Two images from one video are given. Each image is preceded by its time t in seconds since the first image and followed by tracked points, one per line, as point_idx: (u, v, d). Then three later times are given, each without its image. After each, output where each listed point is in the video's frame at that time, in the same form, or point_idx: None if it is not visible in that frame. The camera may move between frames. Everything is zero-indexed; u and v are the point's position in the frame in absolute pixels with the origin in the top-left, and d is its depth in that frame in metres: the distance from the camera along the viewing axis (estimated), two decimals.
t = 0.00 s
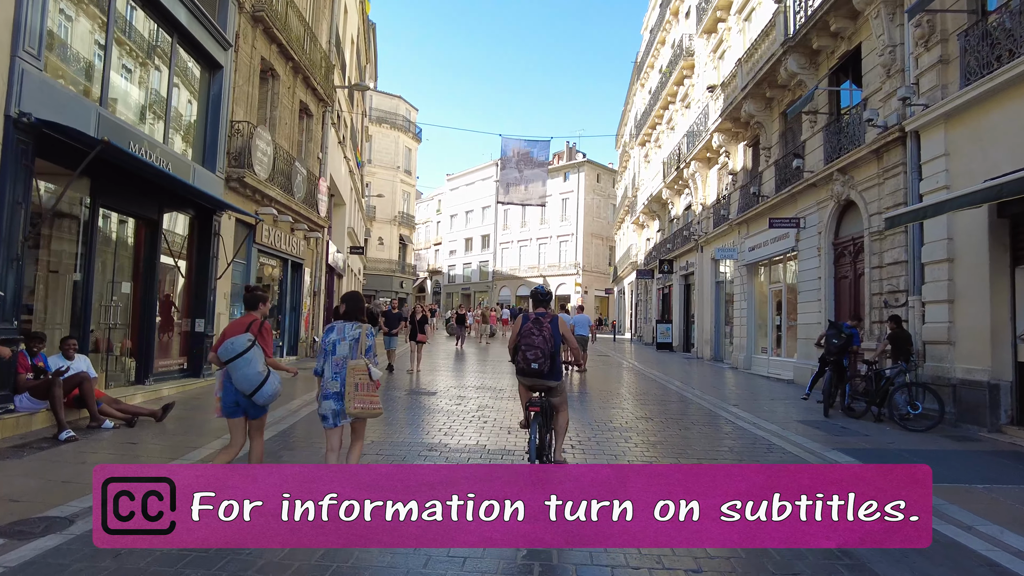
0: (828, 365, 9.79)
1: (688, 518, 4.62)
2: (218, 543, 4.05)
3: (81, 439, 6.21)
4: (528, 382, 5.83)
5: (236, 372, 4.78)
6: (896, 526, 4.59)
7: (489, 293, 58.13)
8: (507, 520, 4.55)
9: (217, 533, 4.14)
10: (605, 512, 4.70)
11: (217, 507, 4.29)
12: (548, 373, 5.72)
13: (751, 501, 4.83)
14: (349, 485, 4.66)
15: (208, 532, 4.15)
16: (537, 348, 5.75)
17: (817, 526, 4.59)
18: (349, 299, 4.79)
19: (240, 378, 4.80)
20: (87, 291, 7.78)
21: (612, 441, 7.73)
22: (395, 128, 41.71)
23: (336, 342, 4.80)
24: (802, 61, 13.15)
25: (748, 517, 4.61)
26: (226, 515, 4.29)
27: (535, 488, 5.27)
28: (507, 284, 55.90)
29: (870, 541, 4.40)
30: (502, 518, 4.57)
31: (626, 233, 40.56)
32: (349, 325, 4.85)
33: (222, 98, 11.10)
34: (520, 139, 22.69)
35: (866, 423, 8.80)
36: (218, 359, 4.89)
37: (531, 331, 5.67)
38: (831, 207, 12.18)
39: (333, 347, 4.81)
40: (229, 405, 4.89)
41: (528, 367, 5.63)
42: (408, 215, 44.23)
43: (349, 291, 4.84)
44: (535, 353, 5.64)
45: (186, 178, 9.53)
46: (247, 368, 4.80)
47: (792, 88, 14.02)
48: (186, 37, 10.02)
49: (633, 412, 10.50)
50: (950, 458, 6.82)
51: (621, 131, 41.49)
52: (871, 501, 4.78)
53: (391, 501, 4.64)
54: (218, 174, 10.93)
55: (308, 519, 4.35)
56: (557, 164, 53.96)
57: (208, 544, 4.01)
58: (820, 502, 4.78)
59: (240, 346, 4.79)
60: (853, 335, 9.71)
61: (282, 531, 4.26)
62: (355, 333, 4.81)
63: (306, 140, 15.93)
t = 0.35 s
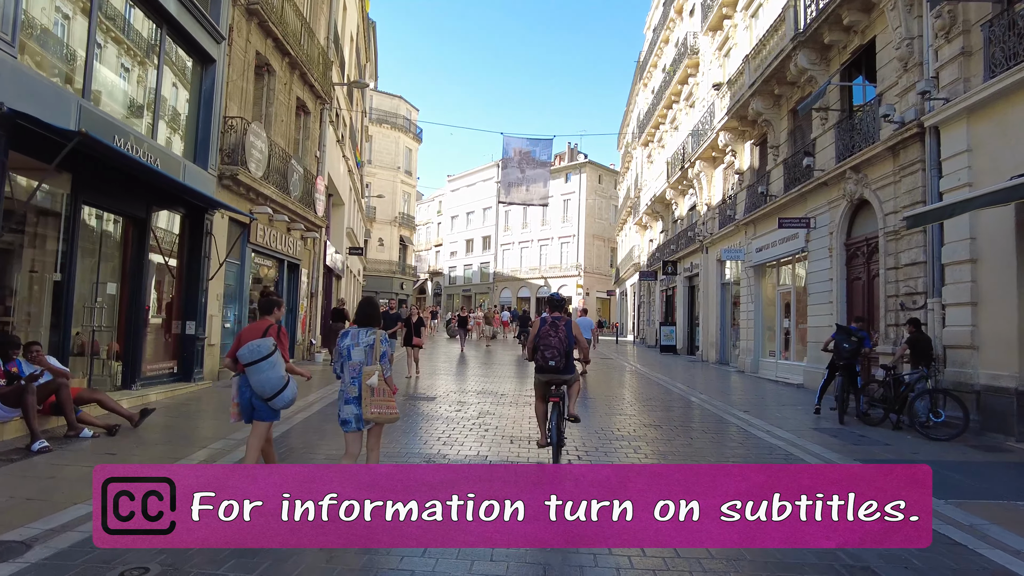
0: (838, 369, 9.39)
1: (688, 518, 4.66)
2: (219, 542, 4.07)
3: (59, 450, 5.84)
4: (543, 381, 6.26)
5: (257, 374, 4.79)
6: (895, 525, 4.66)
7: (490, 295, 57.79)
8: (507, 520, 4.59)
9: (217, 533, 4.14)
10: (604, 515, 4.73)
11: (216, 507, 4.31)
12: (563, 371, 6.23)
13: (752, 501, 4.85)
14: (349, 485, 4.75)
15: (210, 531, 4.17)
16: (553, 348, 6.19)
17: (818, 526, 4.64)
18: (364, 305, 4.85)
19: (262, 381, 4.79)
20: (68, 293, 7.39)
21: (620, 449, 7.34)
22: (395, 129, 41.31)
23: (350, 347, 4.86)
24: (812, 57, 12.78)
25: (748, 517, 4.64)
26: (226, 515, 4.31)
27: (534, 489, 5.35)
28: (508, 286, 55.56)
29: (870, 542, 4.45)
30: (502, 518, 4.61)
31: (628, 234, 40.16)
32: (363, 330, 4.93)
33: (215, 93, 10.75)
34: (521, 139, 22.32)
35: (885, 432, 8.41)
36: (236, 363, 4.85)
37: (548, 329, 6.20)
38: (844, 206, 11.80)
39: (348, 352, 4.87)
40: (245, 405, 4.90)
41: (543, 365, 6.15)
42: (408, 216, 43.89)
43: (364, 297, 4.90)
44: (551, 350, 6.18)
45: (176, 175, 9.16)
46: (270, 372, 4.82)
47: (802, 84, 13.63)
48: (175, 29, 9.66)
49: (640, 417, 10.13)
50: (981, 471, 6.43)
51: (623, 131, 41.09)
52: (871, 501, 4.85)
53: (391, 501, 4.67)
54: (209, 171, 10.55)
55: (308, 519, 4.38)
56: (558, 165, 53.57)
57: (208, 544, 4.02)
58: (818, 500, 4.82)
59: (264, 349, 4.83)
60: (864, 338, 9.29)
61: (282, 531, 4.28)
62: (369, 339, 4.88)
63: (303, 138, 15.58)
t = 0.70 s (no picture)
0: (845, 374, 9.03)
1: (687, 519, 4.51)
2: (219, 543, 4.08)
3: (27, 462, 5.45)
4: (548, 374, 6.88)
5: (262, 372, 4.66)
6: (896, 525, 4.50)
7: (489, 297, 57.33)
8: (507, 519, 4.55)
9: (218, 534, 4.14)
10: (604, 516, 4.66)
11: (216, 506, 4.23)
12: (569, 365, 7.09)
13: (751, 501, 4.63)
14: (349, 485, 4.64)
15: (212, 534, 4.13)
16: (560, 345, 7.04)
17: (818, 526, 4.48)
18: (370, 308, 4.58)
19: (269, 378, 4.65)
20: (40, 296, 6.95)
21: (627, 458, 6.91)
22: (393, 129, 40.89)
23: (360, 351, 4.61)
24: (822, 50, 12.37)
25: (748, 518, 4.47)
26: (226, 516, 4.25)
27: (534, 488, 5.29)
28: (508, 288, 55.13)
29: (870, 542, 4.33)
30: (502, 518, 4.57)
31: (628, 237, 39.70)
32: (374, 334, 4.67)
33: (202, 86, 10.35)
34: (521, 138, 21.87)
35: (905, 441, 7.97)
36: (243, 363, 4.74)
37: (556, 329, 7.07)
38: (856, 203, 11.36)
39: (358, 357, 4.61)
40: (256, 405, 4.76)
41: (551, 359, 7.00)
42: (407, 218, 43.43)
43: (370, 300, 4.63)
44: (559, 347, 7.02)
45: (160, 172, 8.75)
46: (275, 368, 4.66)
47: (811, 78, 13.21)
48: (159, 18, 9.24)
49: (646, 422, 9.70)
50: (1016, 484, 5.98)
51: (624, 132, 40.66)
52: (871, 501, 4.62)
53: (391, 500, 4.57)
54: (194, 168, 10.11)
55: (308, 519, 4.32)
56: (558, 166, 53.12)
57: (208, 544, 4.06)
58: (820, 500, 4.59)
59: (265, 346, 4.68)
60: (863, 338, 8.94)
61: (283, 534, 4.22)
62: (379, 342, 4.63)
63: (296, 136, 15.15)
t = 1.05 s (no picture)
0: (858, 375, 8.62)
1: (688, 518, 4.45)
2: (219, 543, 3.89)
3: None
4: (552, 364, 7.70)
5: (281, 373, 4.58)
6: (896, 526, 4.40)
7: (488, 297, 56.90)
8: (507, 519, 4.38)
9: (217, 533, 3.97)
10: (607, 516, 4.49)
11: (215, 507, 4.14)
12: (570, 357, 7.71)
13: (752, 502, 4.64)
14: (348, 486, 4.55)
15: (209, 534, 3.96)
16: (563, 339, 7.67)
17: (818, 526, 4.41)
18: (385, 299, 4.53)
19: (289, 379, 4.57)
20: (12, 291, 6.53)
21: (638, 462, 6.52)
22: (392, 127, 40.44)
23: (371, 343, 4.53)
24: (833, 40, 11.99)
25: (748, 518, 4.43)
26: (226, 516, 4.13)
27: (536, 488, 5.11)
28: (507, 287, 54.72)
29: (869, 542, 4.21)
30: (502, 518, 4.40)
31: (629, 236, 39.34)
32: (385, 327, 4.59)
33: (191, 75, 9.94)
34: (522, 133, 21.30)
35: (928, 445, 7.58)
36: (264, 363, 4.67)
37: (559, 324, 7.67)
38: (870, 197, 10.97)
39: (369, 349, 4.55)
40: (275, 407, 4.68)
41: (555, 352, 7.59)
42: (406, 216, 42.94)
43: (385, 292, 4.58)
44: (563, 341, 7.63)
45: (146, 162, 8.35)
46: (294, 369, 4.57)
47: (821, 69, 12.83)
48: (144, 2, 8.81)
49: (654, 423, 9.30)
50: None
51: (624, 130, 40.30)
52: (870, 500, 4.59)
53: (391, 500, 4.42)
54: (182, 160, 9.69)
55: (308, 519, 4.15)
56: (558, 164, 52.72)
57: (208, 544, 3.84)
58: (820, 500, 4.59)
59: (286, 347, 4.60)
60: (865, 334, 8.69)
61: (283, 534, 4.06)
62: (389, 334, 4.53)
63: (291, 129, 14.75)
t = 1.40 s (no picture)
0: (875, 382, 8.23)
1: (688, 518, 4.40)
2: (218, 542, 3.84)
3: None
4: (547, 364, 8.18)
5: (302, 377, 4.30)
6: (896, 526, 4.39)
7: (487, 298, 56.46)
8: (507, 520, 4.26)
9: (217, 533, 3.93)
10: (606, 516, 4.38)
11: (216, 506, 4.12)
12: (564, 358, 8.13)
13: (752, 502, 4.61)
14: (348, 486, 4.51)
15: (209, 533, 3.93)
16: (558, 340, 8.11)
17: (817, 526, 4.37)
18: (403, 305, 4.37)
19: (310, 383, 4.30)
20: None
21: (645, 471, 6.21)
22: (390, 126, 40.02)
23: (389, 350, 4.38)
24: (844, 35, 11.63)
25: (748, 518, 4.41)
26: (226, 515, 4.09)
27: (535, 487, 4.96)
28: (506, 289, 54.29)
29: (870, 542, 4.17)
30: (502, 518, 4.28)
31: (629, 238, 38.97)
32: (404, 334, 4.42)
33: (180, 69, 9.55)
34: (522, 131, 20.96)
35: (948, 457, 7.24)
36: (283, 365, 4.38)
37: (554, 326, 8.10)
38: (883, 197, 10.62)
39: (387, 355, 4.38)
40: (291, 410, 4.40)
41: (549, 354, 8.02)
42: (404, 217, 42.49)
43: (403, 297, 4.42)
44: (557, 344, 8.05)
45: (130, 158, 7.97)
46: (318, 374, 4.31)
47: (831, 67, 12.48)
48: None
49: (660, 430, 8.99)
50: None
51: (625, 131, 39.92)
52: (870, 501, 4.59)
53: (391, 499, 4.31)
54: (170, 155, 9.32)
55: (308, 519, 4.09)
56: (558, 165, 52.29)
57: (207, 544, 3.78)
58: (821, 500, 4.59)
59: (310, 350, 4.32)
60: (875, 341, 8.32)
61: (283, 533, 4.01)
62: (408, 342, 4.36)
63: (286, 126, 14.37)
